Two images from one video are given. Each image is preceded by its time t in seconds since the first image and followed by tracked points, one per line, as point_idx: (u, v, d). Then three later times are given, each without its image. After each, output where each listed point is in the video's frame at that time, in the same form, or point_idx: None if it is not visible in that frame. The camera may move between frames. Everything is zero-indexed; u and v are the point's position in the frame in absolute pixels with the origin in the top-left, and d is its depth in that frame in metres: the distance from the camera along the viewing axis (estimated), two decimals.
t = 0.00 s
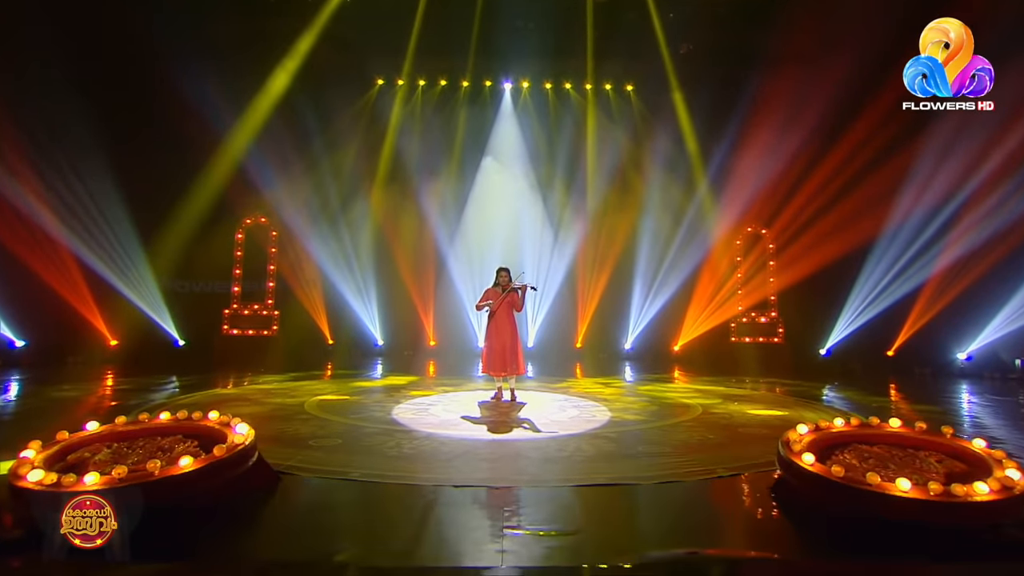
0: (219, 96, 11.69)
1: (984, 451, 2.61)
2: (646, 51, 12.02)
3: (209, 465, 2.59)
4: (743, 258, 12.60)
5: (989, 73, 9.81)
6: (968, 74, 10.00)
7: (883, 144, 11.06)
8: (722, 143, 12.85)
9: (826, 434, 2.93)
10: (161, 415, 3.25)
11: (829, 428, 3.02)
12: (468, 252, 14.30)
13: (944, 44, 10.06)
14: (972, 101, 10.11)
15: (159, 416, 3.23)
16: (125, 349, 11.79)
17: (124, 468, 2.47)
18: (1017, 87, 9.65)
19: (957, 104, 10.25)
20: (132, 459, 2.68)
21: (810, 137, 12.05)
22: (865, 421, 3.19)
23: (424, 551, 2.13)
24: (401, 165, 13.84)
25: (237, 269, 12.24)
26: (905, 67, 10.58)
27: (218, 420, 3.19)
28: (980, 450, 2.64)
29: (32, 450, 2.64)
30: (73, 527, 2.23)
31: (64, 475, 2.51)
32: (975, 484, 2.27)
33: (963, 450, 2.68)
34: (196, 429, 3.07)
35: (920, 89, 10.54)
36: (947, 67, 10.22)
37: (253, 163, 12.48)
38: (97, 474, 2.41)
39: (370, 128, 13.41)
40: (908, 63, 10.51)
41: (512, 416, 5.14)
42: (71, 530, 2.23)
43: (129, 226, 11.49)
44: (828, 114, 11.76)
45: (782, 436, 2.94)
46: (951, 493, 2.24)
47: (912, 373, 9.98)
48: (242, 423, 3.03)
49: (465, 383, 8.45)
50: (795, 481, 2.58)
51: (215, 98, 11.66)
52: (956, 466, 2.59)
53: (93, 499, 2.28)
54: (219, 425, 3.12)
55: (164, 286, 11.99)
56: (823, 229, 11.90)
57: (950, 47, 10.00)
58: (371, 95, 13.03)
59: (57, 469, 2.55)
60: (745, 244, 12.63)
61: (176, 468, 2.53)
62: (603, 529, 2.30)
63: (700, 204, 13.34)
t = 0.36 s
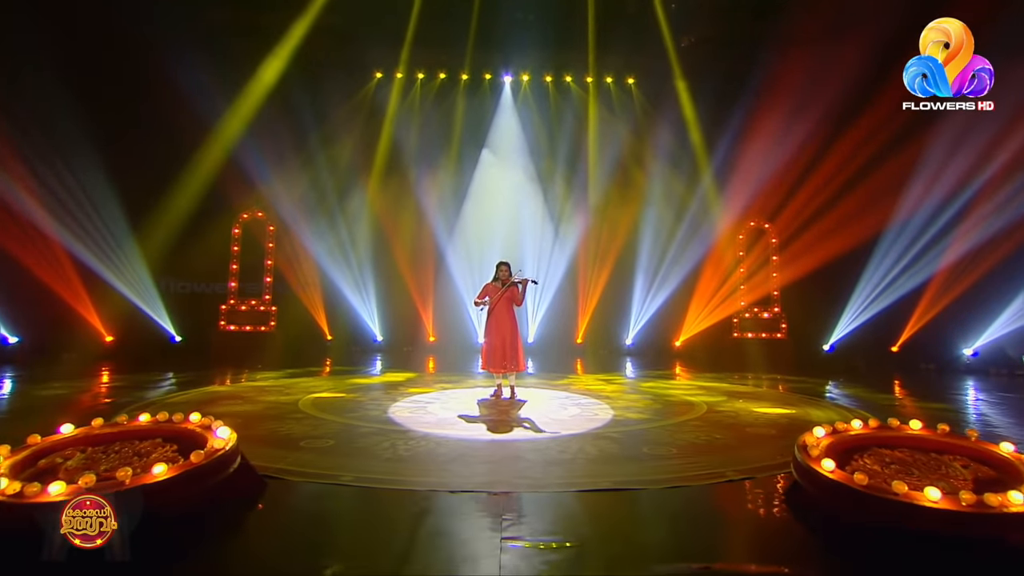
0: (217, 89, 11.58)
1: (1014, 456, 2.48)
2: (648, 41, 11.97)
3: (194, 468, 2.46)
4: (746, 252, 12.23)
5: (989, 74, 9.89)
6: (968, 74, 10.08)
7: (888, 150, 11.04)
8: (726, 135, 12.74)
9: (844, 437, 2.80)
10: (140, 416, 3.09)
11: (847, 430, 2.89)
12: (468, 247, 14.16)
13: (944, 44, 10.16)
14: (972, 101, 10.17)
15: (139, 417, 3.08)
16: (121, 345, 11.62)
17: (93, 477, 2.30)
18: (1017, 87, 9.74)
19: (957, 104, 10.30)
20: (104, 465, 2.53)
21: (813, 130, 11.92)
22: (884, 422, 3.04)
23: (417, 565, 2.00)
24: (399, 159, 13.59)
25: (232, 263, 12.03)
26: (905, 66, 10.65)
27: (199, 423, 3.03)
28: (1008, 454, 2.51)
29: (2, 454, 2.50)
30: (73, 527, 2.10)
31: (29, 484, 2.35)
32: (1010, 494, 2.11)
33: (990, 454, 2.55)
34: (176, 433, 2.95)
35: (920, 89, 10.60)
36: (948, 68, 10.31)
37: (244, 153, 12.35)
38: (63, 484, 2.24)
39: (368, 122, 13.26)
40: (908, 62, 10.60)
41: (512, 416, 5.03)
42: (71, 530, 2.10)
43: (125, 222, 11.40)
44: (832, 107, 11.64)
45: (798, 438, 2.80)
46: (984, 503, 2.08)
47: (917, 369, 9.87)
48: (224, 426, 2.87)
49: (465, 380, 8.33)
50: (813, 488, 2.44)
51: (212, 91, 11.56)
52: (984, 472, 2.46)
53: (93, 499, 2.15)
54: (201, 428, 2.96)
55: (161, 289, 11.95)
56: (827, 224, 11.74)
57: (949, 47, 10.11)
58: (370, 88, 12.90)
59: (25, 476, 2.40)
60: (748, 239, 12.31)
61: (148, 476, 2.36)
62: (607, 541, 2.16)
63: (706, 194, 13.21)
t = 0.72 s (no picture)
0: (213, 86, 11.41)
1: None
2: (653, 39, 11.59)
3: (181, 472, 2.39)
4: (749, 251, 12.46)
5: (989, 74, 9.84)
6: (968, 74, 9.99)
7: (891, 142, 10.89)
8: (731, 130, 12.54)
9: (865, 445, 2.66)
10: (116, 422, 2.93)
11: (867, 438, 2.75)
12: (468, 244, 14.01)
13: (944, 44, 10.06)
14: (972, 101, 10.14)
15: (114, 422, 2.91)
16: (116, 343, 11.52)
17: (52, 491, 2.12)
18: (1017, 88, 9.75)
19: (958, 104, 10.27)
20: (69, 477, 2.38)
21: (818, 127, 11.77)
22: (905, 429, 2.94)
23: None
24: (398, 155, 13.46)
25: (230, 263, 12.13)
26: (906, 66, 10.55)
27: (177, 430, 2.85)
28: None
29: None
30: (73, 527, 2.01)
31: None
32: None
33: None
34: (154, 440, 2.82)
35: (920, 89, 10.50)
36: (948, 67, 10.21)
37: (237, 147, 12.18)
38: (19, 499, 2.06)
39: (366, 117, 13.10)
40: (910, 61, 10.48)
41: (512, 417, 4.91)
42: (71, 530, 2.01)
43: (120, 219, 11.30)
44: (837, 104, 11.48)
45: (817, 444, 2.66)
46: None
47: (922, 368, 9.76)
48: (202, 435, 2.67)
49: (464, 379, 8.21)
50: (833, 501, 2.27)
51: (209, 88, 11.39)
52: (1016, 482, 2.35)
53: (93, 500, 2.06)
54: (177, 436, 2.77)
55: (156, 286, 11.85)
56: (828, 224, 11.72)
57: (949, 47, 10.01)
58: (368, 83, 12.72)
59: None
60: (751, 236, 12.50)
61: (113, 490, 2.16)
62: (613, 558, 2.00)
63: (710, 188, 13.00)
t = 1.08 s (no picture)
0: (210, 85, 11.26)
1: None
2: (655, 34, 11.41)
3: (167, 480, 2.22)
4: (753, 250, 12.08)
5: (989, 73, 9.73)
6: (968, 74, 9.92)
7: (896, 141, 10.79)
8: (737, 126, 12.38)
9: (890, 456, 2.49)
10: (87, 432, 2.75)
11: (891, 447, 2.60)
12: (467, 242, 14.11)
13: (944, 44, 9.98)
14: (972, 102, 10.07)
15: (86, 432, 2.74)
16: (113, 343, 11.36)
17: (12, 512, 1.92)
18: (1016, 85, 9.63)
19: (957, 104, 10.21)
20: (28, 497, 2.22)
21: (823, 124, 11.62)
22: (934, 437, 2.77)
23: None
24: (396, 153, 13.42)
25: (228, 263, 11.68)
26: (905, 67, 10.52)
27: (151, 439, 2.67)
28: None
29: None
30: (73, 527, 1.90)
31: None
32: None
33: None
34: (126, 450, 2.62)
35: (920, 89, 10.44)
36: (948, 68, 10.15)
37: (234, 146, 12.05)
38: None
39: (365, 114, 12.98)
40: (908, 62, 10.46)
41: (512, 420, 4.80)
42: (71, 530, 1.90)
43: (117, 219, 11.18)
44: (843, 102, 11.33)
45: (843, 450, 2.50)
46: None
47: (929, 368, 9.63)
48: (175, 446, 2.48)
49: (464, 379, 8.09)
50: (857, 517, 2.08)
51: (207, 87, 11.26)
52: None
53: (93, 500, 1.94)
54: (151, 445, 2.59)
55: (154, 287, 11.73)
56: (832, 224, 11.54)
57: (949, 47, 9.93)
58: (368, 81, 12.54)
59: None
60: (755, 235, 12.13)
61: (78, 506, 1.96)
62: None
63: (716, 183, 12.96)
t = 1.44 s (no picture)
0: (207, 86, 11.13)
1: None
2: (659, 31, 11.21)
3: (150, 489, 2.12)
4: (759, 252, 11.74)
5: (989, 73, 9.88)
6: (968, 74, 10.05)
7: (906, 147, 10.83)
8: (744, 122, 12.16)
9: (921, 470, 2.35)
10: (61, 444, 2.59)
11: (922, 460, 2.46)
12: (468, 241, 13.98)
13: (944, 44, 10.05)
14: (972, 101, 10.24)
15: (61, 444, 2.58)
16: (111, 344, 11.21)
17: None
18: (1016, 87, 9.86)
19: (957, 104, 10.37)
20: None
21: (831, 122, 11.45)
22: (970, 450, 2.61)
23: None
24: (397, 151, 13.32)
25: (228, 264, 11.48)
26: (905, 67, 10.56)
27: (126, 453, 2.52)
28: None
29: None
30: (73, 527, 1.83)
31: None
32: None
33: None
34: (96, 463, 2.49)
35: (920, 89, 10.54)
36: (948, 68, 10.27)
37: (232, 145, 11.95)
38: None
39: (365, 112, 12.85)
40: (908, 62, 10.51)
41: (513, 424, 4.70)
42: (70, 530, 1.82)
43: (113, 220, 11.04)
44: (851, 101, 11.18)
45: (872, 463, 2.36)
46: None
47: (936, 368, 9.50)
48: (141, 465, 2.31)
49: (466, 381, 7.96)
50: (888, 537, 1.94)
51: (204, 86, 11.13)
52: None
53: (91, 499, 1.88)
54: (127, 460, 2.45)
55: (154, 287, 11.63)
56: (839, 224, 11.42)
57: (950, 48, 10.00)
58: (368, 79, 12.41)
59: None
60: (762, 233, 11.83)
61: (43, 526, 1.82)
62: None
63: (724, 178, 12.77)
